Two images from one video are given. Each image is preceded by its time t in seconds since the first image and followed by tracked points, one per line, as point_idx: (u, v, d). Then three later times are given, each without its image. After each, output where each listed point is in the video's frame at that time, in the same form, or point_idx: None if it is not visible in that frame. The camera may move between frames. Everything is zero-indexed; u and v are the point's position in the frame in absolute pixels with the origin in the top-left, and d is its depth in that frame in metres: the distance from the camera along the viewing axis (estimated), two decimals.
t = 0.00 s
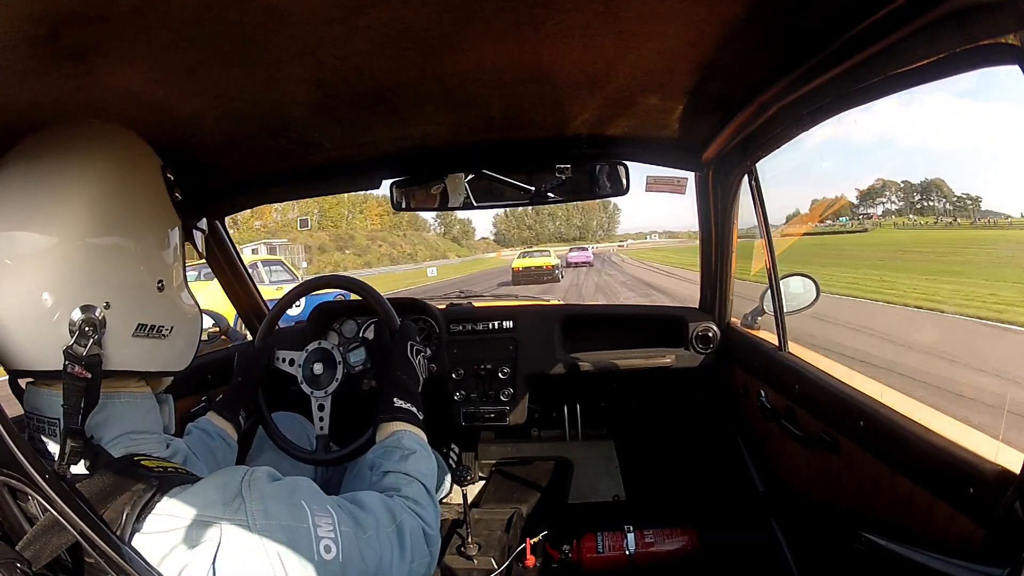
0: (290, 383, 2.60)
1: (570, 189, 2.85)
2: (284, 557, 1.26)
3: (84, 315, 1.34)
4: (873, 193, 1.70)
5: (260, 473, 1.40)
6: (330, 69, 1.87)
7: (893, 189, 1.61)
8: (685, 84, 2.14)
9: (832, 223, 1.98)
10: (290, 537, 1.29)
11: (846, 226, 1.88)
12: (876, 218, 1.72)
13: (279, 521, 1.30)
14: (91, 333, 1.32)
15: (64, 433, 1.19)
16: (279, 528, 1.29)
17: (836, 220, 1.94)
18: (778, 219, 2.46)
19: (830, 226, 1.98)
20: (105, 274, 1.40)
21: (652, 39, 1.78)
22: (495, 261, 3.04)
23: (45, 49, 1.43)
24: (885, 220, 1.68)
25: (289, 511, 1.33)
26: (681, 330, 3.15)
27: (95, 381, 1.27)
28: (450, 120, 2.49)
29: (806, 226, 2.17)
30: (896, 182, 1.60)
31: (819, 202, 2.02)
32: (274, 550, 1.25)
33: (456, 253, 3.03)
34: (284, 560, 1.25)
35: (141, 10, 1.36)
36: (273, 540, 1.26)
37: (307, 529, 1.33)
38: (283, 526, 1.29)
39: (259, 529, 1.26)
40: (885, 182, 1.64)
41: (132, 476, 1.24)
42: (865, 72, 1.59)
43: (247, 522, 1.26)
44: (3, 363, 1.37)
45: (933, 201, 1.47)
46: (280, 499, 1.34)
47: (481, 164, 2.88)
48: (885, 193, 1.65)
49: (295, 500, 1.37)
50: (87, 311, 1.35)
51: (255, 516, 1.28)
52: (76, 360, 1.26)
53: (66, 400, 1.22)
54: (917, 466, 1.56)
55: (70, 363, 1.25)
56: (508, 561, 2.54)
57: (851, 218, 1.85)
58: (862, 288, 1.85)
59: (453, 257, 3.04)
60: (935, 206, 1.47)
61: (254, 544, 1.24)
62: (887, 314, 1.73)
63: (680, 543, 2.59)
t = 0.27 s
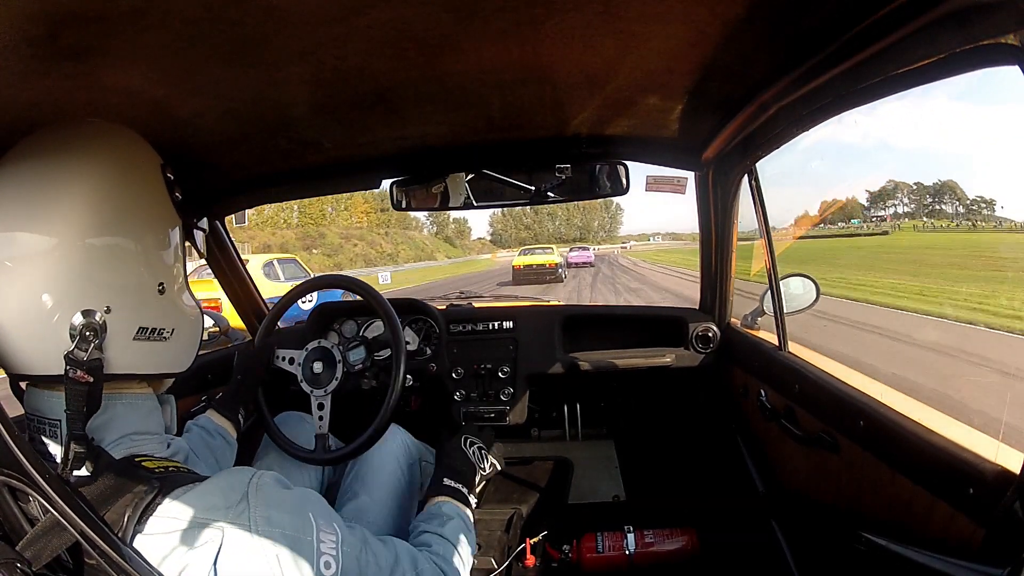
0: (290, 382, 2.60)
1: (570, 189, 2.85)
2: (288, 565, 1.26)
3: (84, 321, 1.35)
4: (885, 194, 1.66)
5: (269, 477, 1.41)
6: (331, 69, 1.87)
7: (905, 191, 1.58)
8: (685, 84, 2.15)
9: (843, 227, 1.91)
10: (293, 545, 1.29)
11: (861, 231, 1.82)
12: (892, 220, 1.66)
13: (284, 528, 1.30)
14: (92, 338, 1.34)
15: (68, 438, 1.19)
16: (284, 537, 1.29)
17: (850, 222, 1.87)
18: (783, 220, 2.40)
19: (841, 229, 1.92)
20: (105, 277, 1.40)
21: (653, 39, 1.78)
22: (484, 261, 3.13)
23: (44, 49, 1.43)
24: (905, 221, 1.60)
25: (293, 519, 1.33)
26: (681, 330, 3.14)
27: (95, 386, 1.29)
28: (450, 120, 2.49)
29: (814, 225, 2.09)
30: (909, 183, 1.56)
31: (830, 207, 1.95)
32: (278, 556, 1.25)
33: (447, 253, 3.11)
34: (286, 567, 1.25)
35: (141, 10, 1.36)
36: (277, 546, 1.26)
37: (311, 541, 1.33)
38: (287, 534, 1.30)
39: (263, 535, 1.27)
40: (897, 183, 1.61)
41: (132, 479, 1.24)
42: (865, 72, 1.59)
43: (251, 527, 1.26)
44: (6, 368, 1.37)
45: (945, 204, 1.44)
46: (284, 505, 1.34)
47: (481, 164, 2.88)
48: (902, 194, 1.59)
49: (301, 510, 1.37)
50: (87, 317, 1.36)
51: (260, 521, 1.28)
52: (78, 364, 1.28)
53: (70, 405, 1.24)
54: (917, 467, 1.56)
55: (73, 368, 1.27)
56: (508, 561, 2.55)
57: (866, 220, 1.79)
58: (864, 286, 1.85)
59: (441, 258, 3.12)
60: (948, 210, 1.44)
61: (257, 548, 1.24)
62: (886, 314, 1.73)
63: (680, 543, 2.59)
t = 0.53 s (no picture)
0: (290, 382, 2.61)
1: (570, 189, 2.85)
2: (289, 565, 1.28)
3: (87, 320, 1.35)
4: (896, 198, 1.61)
5: (270, 472, 1.42)
6: (330, 69, 1.87)
7: (916, 195, 1.53)
8: (685, 84, 2.14)
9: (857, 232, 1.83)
10: (295, 544, 1.31)
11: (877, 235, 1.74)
12: (909, 224, 1.59)
13: (286, 527, 1.31)
14: (94, 338, 1.33)
15: (68, 439, 1.20)
16: (286, 536, 1.30)
17: (863, 227, 1.80)
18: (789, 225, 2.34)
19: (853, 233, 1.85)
20: (108, 277, 1.40)
21: (653, 39, 1.78)
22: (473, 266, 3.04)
23: (45, 49, 1.43)
24: (929, 225, 1.50)
25: (297, 517, 1.35)
26: (681, 330, 3.14)
27: (97, 388, 1.29)
28: (450, 120, 2.49)
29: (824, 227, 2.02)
30: (921, 188, 1.51)
31: (845, 212, 1.87)
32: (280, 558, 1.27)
33: (437, 258, 3.06)
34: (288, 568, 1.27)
35: (141, 11, 1.36)
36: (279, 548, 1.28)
37: (314, 537, 1.35)
38: (290, 533, 1.31)
39: (265, 535, 1.28)
40: (909, 187, 1.55)
41: (133, 480, 1.24)
42: (865, 72, 1.59)
43: (253, 528, 1.28)
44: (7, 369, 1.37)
45: (957, 210, 1.38)
46: (286, 503, 1.36)
47: (480, 164, 2.88)
48: (924, 202, 1.51)
49: (305, 506, 1.38)
50: (89, 315, 1.35)
51: (262, 522, 1.29)
52: (81, 365, 1.28)
53: (70, 407, 1.24)
54: (917, 467, 1.56)
55: (76, 368, 1.27)
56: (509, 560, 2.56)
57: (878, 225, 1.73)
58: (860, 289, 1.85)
59: (428, 264, 3.03)
60: (961, 215, 1.38)
61: (259, 550, 1.26)
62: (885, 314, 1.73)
63: (680, 543, 2.59)
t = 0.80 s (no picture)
0: (290, 382, 2.61)
1: (570, 189, 2.86)
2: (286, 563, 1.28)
3: (82, 319, 1.35)
4: (906, 194, 1.55)
5: (271, 468, 1.42)
6: (330, 69, 1.87)
7: (927, 191, 1.48)
8: (685, 84, 2.15)
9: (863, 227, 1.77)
10: (293, 540, 1.31)
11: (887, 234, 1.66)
12: (921, 220, 1.52)
13: (285, 523, 1.31)
14: (91, 336, 1.34)
15: (65, 438, 1.21)
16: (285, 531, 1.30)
17: (869, 224, 1.74)
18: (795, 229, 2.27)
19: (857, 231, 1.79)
20: (104, 276, 1.40)
21: (653, 39, 1.78)
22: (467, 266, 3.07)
23: (44, 49, 1.43)
24: (947, 221, 1.44)
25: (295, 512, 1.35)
26: (681, 330, 3.14)
27: (93, 386, 1.29)
28: (450, 120, 2.49)
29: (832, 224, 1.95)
30: (932, 183, 1.47)
31: (853, 209, 1.80)
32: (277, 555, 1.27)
33: (426, 258, 3.02)
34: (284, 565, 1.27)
35: (141, 10, 1.36)
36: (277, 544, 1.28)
37: (311, 534, 1.35)
38: (288, 527, 1.31)
39: (264, 531, 1.28)
40: (918, 183, 1.51)
41: (133, 480, 1.24)
42: (864, 72, 1.59)
43: (252, 522, 1.27)
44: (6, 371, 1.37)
45: (970, 204, 1.35)
46: (285, 498, 1.35)
47: (480, 164, 2.88)
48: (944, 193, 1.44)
49: (303, 501, 1.38)
50: (86, 314, 1.36)
51: (261, 516, 1.29)
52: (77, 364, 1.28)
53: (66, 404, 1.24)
54: (917, 467, 1.56)
55: (72, 365, 1.27)
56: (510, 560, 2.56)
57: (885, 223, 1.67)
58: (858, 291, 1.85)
59: (416, 266, 2.98)
60: (973, 211, 1.36)
61: (256, 546, 1.25)
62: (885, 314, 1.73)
63: (680, 542, 2.59)
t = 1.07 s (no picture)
0: (290, 382, 2.61)
1: (570, 189, 2.86)
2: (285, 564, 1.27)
3: (80, 321, 1.34)
4: (918, 192, 1.51)
5: (276, 471, 1.42)
6: (330, 69, 1.87)
7: (939, 188, 1.44)
8: (685, 84, 2.15)
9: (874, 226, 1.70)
10: (292, 541, 1.30)
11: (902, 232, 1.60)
12: (936, 219, 1.48)
13: (284, 524, 1.30)
14: (87, 339, 1.34)
15: (64, 440, 1.20)
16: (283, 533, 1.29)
17: (881, 224, 1.67)
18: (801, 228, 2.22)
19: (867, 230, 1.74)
20: (102, 276, 1.40)
21: (652, 39, 1.79)
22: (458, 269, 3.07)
23: (44, 49, 1.43)
24: (969, 220, 1.39)
25: (294, 513, 1.34)
26: (681, 330, 3.14)
27: (90, 388, 1.30)
28: (450, 120, 2.49)
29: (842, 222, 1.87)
30: (944, 180, 1.43)
31: (864, 207, 1.74)
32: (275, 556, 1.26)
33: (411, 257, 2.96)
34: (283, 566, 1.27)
35: (141, 10, 1.36)
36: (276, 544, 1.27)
37: (310, 536, 1.35)
38: (287, 529, 1.31)
39: (263, 532, 1.27)
40: (931, 180, 1.47)
41: (133, 480, 1.24)
42: (864, 72, 1.59)
43: (250, 523, 1.27)
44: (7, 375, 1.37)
45: (984, 203, 1.32)
46: (285, 499, 1.35)
47: (480, 164, 2.88)
48: (958, 190, 1.39)
49: (302, 503, 1.38)
50: (83, 317, 1.35)
51: (260, 516, 1.28)
52: (71, 367, 1.29)
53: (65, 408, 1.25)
54: (917, 467, 1.56)
55: (66, 368, 1.28)
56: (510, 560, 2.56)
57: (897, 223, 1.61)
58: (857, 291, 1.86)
59: (402, 267, 2.93)
60: (987, 210, 1.32)
61: (255, 546, 1.25)
62: (885, 315, 1.73)
63: (680, 543, 2.59)
